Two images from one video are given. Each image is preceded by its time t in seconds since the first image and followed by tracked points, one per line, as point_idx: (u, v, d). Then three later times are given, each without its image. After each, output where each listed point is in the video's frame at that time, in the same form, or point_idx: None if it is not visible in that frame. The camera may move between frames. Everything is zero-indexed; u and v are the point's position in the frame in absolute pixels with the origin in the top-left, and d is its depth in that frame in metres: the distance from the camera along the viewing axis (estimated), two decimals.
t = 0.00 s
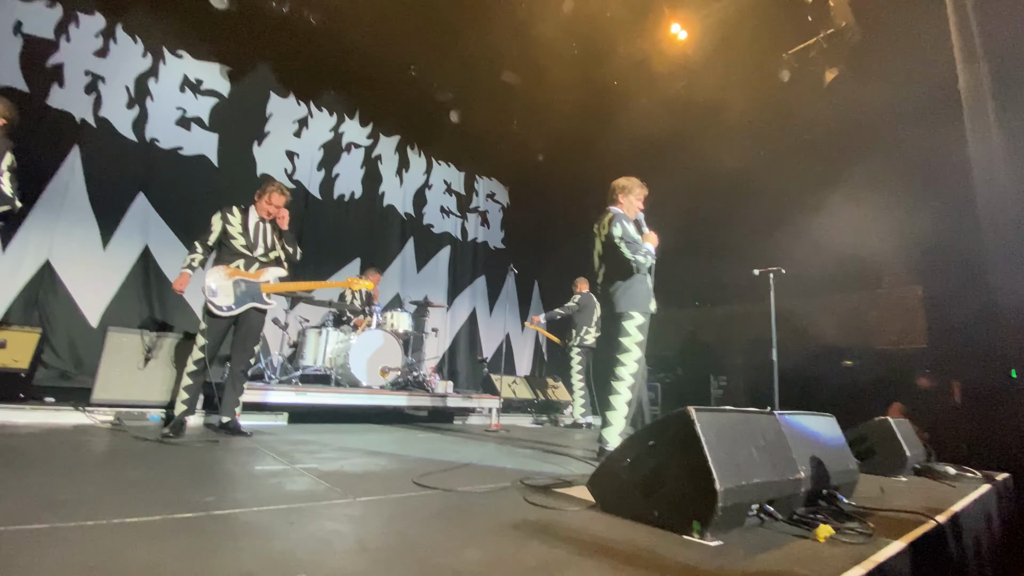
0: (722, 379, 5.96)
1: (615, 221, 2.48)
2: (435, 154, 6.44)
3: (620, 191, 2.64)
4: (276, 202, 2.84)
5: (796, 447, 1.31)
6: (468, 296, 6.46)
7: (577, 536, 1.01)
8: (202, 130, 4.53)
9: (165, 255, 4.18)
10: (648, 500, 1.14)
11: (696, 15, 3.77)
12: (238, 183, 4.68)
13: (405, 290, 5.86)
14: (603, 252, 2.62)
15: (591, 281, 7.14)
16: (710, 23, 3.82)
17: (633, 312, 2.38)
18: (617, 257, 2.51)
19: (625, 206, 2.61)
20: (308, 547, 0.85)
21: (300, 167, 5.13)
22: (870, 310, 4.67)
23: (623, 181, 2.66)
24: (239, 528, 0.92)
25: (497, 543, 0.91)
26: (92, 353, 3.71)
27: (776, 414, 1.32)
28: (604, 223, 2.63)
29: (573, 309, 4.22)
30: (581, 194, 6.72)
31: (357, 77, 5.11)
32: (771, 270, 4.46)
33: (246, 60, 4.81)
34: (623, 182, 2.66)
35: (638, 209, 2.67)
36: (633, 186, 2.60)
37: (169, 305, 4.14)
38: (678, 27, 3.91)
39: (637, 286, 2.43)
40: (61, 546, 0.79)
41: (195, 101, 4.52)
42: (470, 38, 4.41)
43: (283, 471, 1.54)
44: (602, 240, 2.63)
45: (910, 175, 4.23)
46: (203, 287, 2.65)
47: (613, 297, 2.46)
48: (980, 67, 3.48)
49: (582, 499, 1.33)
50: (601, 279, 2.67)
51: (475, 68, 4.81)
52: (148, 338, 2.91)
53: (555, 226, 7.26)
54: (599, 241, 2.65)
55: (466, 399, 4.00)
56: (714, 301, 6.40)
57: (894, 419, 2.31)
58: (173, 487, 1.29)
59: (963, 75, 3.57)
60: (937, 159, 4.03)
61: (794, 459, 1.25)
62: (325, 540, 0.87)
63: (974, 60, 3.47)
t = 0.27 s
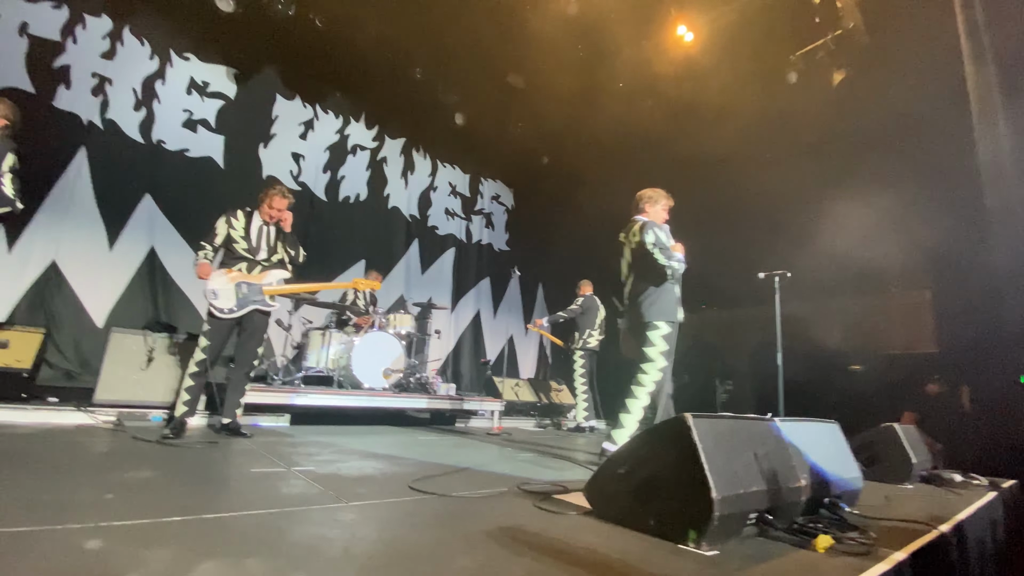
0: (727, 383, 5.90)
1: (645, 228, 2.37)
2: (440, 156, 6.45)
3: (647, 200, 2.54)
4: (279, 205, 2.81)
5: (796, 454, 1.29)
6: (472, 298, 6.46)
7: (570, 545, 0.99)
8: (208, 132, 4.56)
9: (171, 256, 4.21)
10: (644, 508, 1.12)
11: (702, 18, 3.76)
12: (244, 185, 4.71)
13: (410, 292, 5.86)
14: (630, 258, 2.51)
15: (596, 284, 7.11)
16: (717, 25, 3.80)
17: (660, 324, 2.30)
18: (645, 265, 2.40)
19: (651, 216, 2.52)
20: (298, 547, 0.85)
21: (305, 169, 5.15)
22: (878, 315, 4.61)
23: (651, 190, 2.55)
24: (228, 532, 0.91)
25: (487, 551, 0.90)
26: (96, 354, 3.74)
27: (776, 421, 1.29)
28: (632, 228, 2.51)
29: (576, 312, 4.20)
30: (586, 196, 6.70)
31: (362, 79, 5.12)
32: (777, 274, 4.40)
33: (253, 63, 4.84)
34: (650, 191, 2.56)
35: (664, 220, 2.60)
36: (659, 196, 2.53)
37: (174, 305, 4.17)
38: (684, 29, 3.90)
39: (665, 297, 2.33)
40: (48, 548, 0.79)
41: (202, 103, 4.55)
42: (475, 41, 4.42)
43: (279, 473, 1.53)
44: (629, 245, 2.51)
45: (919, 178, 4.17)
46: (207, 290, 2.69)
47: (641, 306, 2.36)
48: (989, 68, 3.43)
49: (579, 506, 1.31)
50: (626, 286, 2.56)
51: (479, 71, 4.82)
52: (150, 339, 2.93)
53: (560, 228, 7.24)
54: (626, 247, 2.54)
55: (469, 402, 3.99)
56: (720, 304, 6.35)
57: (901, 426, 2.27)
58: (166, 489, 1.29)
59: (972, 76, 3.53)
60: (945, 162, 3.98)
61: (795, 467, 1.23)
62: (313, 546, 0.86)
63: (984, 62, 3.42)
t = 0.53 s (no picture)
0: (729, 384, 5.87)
1: (670, 232, 2.38)
2: (443, 155, 6.44)
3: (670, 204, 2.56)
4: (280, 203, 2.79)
5: (794, 455, 1.28)
6: (473, 298, 6.45)
7: (565, 544, 0.99)
8: (210, 130, 4.56)
9: (173, 254, 4.22)
10: (639, 509, 1.11)
11: (705, 16, 3.72)
12: (245, 182, 4.71)
13: (412, 291, 5.86)
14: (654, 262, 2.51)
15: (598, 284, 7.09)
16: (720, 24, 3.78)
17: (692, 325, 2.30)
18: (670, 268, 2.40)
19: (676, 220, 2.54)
20: (284, 547, 0.83)
21: (308, 167, 5.15)
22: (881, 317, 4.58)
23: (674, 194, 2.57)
24: (219, 529, 0.91)
25: (480, 550, 0.90)
26: (97, 350, 3.75)
27: (776, 422, 1.28)
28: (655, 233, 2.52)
29: (577, 312, 4.19)
30: (588, 196, 6.69)
31: (365, 78, 5.13)
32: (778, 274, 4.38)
33: (255, 60, 4.85)
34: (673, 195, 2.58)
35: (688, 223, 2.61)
36: (685, 200, 2.53)
37: (175, 303, 4.17)
38: (687, 28, 3.88)
39: (692, 298, 2.34)
40: (35, 544, 0.78)
41: (204, 101, 4.56)
42: (477, 39, 4.41)
43: (275, 471, 1.53)
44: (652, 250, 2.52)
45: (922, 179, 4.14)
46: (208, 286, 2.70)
47: (667, 309, 2.37)
48: (993, 68, 3.41)
49: (576, 506, 1.30)
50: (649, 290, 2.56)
51: (481, 70, 4.82)
52: (150, 336, 2.93)
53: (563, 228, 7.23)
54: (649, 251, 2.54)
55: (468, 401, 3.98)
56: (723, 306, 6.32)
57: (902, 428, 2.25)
58: (162, 485, 1.29)
59: (976, 77, 3.50)
60: (948, 163, 3.95)
61: (793, 469, 1.22)
62: (304, 543, 0.86)
63: (987, 62, 3.40)
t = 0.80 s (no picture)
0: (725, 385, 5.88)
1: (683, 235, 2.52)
2: (441, 154, 6.44)
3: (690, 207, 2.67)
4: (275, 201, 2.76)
5: (789, 457, 1.28)
6: (471, 297, 6.44)
7: (559, 544, 0.99)
8: (208, 126, 4.55)
9: (169, 250, 4.20)
10: (634, 510, 1.11)
11: (705, 18, 3.72)
12: (243, 179, 4.69)
13: (409, 290, 5.85)
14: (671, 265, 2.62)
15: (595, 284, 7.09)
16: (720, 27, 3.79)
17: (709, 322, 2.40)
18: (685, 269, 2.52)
19: (698, 221, 2.63)
20: (275, 548, 0.83)
21: (306, 164, 5.13)
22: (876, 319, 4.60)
23: (693, 197, 2.69)
24: (210, 528, 0.90)
25: (474, 549, 0.89)
26: (92, 346, 3.73)
27: (769, 422, 1.28)
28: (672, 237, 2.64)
29: (574, 312, 4.20)
30: (586, 196, 6.69)
31: (364, 75, 5.11)
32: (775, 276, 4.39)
33: (253, 57, 4.83)
34: (692, 199, 2.70)
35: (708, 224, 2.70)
36: (709, 201, 2.63)
37: (170, 299, 4.15)
38: (687, 30, 3.87)
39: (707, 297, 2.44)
40: (24, 542, 0.78)
41: (202, 97, 4.54)
42: (476, 38, 4.40)
43: (270, 469, 1.52)
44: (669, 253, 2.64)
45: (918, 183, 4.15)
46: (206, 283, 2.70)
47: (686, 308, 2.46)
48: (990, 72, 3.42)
49: (569, 506, 1.30)
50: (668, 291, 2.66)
51: (480, 69, 4.82)
52: (145, 332, 2.91)
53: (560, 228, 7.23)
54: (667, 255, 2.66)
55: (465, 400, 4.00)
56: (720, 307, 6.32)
57: (896, 430, 2.26)
58: (155, 483, 1.28)
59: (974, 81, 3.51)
60: (945, 166, 3.97)
61: (786, 470, 1.22)
62: (296, 543, 0.85)
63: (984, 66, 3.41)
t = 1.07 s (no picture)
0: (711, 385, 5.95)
1: (702, 239, 2.51)
2: (433, 151, 6.40)
3: (712, 209, 2.65)
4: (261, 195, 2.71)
5: (775, 458, 1.30)
6: (461, 295, 6.44)
7: (550, 544, 1.00)
8: (196, 119, 4.48)
9: (155, 244, 4.14)
10: (622, 510, 1.12)
11: (698, 21, 3.75)
12: (231, 173, 4.64)
13: (399, 287, 5.82)
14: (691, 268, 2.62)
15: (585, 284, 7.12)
16: (712, 31, 3.81)
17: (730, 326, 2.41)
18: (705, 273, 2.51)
19: (722, 223, 2.62)
20: (265, 546, 0.82)
21: (295, 159, 5.08)
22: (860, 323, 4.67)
23: (715, 199, 2.66)
24: (199, 526, 0.90)
25: (465, 550, 0.90)
26: (74, 340, 3.66)
27: (756, 425, 1.30)
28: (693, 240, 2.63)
29: (565, 311, 4.21)
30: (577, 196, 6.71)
31: (356, 70, 5.06)
32: (763, 280, 4.43)
33: (243, 49, 4.76)
34: (714, 200, 2.67)
35: (732, 225, 2.66)
36: (732, 203, 2.59)
37: (156, 294, 4.09)
38: (679, 33, 3.91)
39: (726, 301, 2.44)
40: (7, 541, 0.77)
41: (190, 89, 4.47)
42: (470, 36, 4.39)
43: (258, 467, 1.51)
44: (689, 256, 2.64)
45: (903, 189, 4.23)
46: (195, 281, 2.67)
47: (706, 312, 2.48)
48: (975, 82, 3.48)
49: (558, 506, 1.31)
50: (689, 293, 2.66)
51: (474, 67, 4.80)
52: (130, 328, 2.87)
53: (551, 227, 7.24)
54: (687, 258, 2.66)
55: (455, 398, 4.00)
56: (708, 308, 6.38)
57: (879, 431, 2.31)
58: (141, 482, 1.26)
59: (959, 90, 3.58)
60: (930, 174, 4.04)
61: (772, 471, 1.24)
62: (288, 541, 0.85)
63: (970, 76, 3.47)
